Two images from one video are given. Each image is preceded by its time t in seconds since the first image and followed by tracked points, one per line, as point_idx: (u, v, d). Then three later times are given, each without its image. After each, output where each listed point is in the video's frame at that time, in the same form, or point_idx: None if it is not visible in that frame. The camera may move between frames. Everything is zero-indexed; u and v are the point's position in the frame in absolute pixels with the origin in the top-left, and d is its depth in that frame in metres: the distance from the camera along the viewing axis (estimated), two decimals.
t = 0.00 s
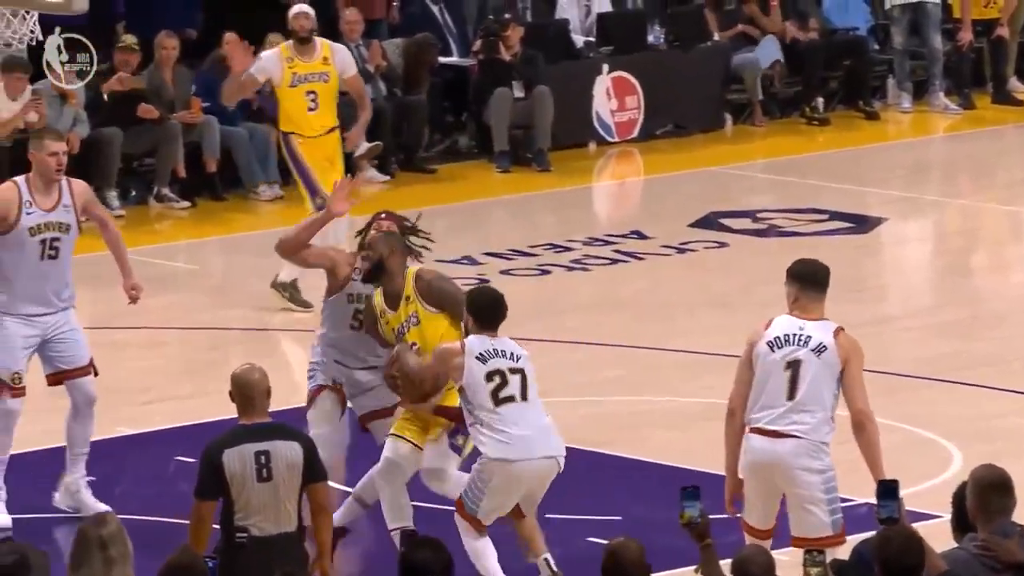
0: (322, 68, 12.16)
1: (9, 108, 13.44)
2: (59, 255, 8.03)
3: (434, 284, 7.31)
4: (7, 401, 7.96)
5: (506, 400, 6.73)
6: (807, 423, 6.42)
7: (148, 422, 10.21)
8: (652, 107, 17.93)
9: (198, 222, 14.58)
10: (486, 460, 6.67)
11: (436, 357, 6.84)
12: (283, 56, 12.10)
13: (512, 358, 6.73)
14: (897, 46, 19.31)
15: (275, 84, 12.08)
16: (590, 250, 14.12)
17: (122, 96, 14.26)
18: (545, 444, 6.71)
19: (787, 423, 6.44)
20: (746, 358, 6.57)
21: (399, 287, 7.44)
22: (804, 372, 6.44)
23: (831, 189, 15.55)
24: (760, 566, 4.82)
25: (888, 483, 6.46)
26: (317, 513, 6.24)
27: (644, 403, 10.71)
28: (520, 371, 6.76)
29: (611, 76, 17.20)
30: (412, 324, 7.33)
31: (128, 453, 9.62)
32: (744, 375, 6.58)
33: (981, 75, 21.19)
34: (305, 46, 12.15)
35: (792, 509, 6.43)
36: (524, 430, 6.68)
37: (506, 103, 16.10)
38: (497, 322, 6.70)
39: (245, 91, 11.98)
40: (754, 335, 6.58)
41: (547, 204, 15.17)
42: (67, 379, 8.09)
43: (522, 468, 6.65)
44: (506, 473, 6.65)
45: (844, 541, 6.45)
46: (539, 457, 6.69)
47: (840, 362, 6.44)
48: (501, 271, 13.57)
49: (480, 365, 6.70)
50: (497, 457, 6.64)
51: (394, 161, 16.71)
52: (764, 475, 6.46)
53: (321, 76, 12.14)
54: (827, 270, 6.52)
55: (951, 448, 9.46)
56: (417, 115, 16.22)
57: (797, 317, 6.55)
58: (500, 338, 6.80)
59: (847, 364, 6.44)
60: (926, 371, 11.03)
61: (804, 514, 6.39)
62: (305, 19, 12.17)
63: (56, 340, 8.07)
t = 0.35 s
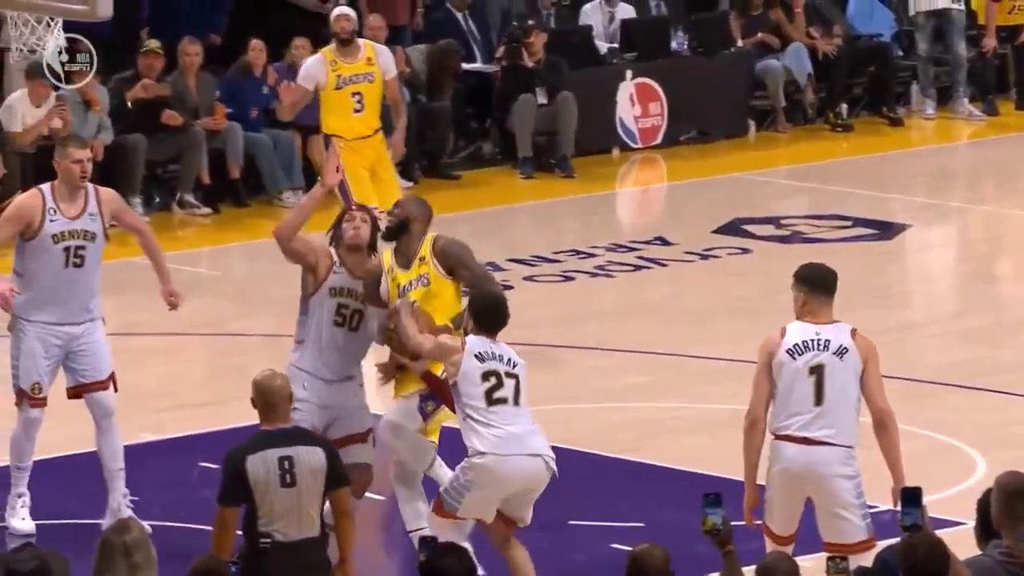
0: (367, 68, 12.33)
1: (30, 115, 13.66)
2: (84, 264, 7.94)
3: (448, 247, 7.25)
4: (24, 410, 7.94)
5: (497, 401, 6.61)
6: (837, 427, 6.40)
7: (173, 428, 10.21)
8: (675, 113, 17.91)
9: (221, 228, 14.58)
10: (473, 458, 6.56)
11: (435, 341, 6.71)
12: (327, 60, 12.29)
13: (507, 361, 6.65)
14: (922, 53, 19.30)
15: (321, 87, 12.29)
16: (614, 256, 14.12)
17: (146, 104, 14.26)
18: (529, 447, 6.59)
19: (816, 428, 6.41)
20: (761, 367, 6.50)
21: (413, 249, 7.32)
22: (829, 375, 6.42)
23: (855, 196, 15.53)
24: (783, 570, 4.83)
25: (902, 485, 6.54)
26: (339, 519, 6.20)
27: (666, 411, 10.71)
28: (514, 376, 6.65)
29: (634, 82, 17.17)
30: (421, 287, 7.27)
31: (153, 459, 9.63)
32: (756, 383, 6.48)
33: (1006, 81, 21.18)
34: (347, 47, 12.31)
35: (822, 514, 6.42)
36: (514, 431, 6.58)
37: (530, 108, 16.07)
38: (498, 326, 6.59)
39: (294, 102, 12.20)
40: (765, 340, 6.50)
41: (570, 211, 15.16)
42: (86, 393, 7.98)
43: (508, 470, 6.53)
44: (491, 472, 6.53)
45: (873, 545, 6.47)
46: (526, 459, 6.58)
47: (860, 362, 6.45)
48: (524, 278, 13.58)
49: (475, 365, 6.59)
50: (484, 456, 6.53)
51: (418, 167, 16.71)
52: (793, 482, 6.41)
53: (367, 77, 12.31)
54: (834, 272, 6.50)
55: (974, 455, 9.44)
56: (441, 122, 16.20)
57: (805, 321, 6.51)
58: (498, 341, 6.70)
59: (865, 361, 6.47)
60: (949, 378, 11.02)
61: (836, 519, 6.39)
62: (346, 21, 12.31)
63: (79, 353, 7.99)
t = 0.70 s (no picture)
0: (409, 68, 12.31)
1: (55, 125, 13.75)
2: (111, 275, 7.92)
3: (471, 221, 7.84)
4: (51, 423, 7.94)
5: (481, 406, 6.76)
6: (863, 434, 6.63)
7: (195, 437, 10.24)
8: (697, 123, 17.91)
9: (245, 237, 14.64)
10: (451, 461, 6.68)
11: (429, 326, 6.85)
12: (369, 61, 12.25)
13: (499, 366, 6.78)
14: (945, 62, 19.29)
15: (363, 87, 12.25)
16: (637, 265, 14.15)
17: (170, 113, 14.34)
18: (506, 452, 6.74)
19: (847, 434, 6.63)
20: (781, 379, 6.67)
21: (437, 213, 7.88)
22: (854, 381, 6.67)
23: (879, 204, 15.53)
24: None
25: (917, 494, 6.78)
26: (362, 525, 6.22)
27: (685, 419, 10.74)
28: (502, 382, 6.80)
29: (657, 91, 17.18)
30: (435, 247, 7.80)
31: (172, 467, 9.68)
32: (778, 391, 6.65)
33: None
34: (390, 49, 12.29)
35: (854, 521, 6.64)
36: (492, 436, 6.73)
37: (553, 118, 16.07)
38: (496, 324, 6.75)
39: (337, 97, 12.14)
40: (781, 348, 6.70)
41: (595, 220, 15.17)
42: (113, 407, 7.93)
43: (485, 475, 6.67)
44: (465, 476, 6.67)
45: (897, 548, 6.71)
46: (503, 467, 6.72)
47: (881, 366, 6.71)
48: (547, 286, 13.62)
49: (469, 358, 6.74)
50: (464, 458, 6.66)
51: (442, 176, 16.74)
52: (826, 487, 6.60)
53: (410, 77, 12.31)
54: (844, 281, 6.75)
55: (992, 465, 9.45)
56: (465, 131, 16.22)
57: (818, 329, 6.74)
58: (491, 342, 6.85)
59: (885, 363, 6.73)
60: (968, 388, 11.03)
61: (873, 524, 6.62)
62: (389, 22, 12.18)
63: (110, 366, 7.95)
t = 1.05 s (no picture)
0: (451, 72, 11.45)
1: (82, 131, 14.00)
2: (142, 281, 7.80)
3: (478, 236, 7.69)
4: (81, 430, 7.85)
5: (460, 400, 6.82)
6: (891, 438, 6.69)
7: (218, 441, 10.32)
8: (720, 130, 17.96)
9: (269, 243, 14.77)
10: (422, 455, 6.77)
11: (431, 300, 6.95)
12: (411, 65, 11.42)
13: (487, 362, 6.84)
14: (968, 70, 19.40)
15: (404, 92, 11.43)
16: (660, 271, 14.22)
17: (195, 119, 14.49)
18: (476, 448, 6.82)
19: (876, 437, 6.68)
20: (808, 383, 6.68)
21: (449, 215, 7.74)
22: (882, 384, 6.71)
23: (903, 211, 15.58)
24: None
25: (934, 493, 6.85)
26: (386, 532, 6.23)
27: (700, 424, 10.82)
28: (486, 379, 6.84)
29: (681, 98, 17.27)
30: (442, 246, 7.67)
31: (189, 471, 9.76)
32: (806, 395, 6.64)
33: None
34: (433, 53, 11.47)
35: (883, 519, 6.71)
36: (461, 434, 6.80)
37: (577, 126, 16.15)
38: (494, 315, 6.79)
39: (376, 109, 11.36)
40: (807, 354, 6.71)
41: (618, 227, 15.25)
42: (146, 416, 7.82)
43: (454, 469, 6.76)
44: (431, 470, 6.77)
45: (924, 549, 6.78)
46: (471, 462, 6.80)
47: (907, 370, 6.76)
48: (571, 292, 13.70)
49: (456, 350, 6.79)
50: (434, 452, 6.76)
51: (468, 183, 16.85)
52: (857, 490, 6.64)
53: (450, 81, 11.43)
54: (864, 287, 6.79)
55: (1007, 472, 9.51)
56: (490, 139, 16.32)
57: (840, 333, 6.77)
58: (487, 336, 6.90)
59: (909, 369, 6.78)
60: (985, 393, 11.11)
61: (903, 523, 6.68)
62: (433, 25, 11.43)
63: (143, 373, 7.83)
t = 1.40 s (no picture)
0: (487, 85, 11.74)
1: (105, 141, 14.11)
2: (166, 284, 7.94)
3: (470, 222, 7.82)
4: (110, 433, 7.96)
5: (442, 380, 7.05)
6: (914, 444, 6.77)
7: (241, 448, 10.47)
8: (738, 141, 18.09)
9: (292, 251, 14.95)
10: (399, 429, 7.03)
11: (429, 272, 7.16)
12: (448, 78, 11.74)
13: (470, 343, 7.07)
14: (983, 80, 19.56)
15: (441, 104, 11.72)
16: (677, 280, 14.36)
17: (215, 130, 14.72)
18: (455, 427, 7.05)
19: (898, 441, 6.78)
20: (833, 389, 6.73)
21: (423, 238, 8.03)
22: (906, 390, 6.78)
23: (918, 221, 15.71)
24: None
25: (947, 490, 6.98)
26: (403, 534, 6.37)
27: (716, 431, 10.95)
28: (469, 360, 7.08)
29: (698, 109, 17.41)
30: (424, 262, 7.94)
31: (211, 477, 9.91)
32: (832, 401, 6.70)
33: None
34: (470, 66, 11.77)
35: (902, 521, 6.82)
36: (435, 413, 7.03)
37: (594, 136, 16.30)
38: (489, 302, 7.06)
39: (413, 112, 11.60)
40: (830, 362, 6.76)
41: (636, 236, 15.38)
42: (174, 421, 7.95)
43: (430, 446, 7.00)
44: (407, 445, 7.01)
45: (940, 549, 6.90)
46: (451, 441, 7.03)
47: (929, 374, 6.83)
48: (589, 301, 13.84)
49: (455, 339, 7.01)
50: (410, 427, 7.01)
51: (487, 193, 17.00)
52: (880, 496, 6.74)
53: (487, 94, 11.72)
54: (884, 293, 6.83)
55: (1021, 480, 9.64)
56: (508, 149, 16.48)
57: (862, 339, 6.82)
58: (478, 321, 7.15)
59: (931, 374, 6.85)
60: (998, 402, 11.23)
61: (921, 524, 6.80)
62: (470, 41, 11.79)
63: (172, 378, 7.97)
